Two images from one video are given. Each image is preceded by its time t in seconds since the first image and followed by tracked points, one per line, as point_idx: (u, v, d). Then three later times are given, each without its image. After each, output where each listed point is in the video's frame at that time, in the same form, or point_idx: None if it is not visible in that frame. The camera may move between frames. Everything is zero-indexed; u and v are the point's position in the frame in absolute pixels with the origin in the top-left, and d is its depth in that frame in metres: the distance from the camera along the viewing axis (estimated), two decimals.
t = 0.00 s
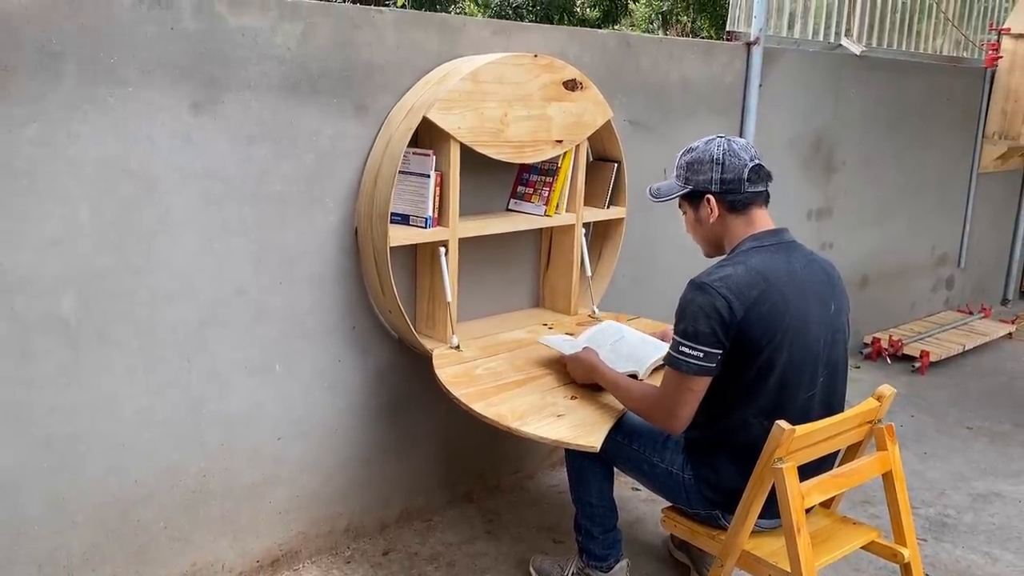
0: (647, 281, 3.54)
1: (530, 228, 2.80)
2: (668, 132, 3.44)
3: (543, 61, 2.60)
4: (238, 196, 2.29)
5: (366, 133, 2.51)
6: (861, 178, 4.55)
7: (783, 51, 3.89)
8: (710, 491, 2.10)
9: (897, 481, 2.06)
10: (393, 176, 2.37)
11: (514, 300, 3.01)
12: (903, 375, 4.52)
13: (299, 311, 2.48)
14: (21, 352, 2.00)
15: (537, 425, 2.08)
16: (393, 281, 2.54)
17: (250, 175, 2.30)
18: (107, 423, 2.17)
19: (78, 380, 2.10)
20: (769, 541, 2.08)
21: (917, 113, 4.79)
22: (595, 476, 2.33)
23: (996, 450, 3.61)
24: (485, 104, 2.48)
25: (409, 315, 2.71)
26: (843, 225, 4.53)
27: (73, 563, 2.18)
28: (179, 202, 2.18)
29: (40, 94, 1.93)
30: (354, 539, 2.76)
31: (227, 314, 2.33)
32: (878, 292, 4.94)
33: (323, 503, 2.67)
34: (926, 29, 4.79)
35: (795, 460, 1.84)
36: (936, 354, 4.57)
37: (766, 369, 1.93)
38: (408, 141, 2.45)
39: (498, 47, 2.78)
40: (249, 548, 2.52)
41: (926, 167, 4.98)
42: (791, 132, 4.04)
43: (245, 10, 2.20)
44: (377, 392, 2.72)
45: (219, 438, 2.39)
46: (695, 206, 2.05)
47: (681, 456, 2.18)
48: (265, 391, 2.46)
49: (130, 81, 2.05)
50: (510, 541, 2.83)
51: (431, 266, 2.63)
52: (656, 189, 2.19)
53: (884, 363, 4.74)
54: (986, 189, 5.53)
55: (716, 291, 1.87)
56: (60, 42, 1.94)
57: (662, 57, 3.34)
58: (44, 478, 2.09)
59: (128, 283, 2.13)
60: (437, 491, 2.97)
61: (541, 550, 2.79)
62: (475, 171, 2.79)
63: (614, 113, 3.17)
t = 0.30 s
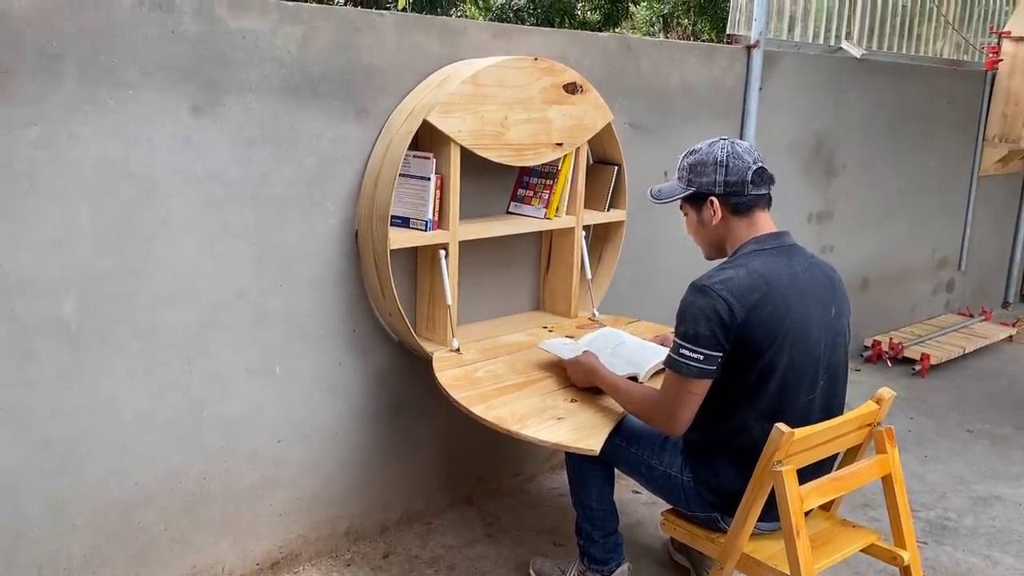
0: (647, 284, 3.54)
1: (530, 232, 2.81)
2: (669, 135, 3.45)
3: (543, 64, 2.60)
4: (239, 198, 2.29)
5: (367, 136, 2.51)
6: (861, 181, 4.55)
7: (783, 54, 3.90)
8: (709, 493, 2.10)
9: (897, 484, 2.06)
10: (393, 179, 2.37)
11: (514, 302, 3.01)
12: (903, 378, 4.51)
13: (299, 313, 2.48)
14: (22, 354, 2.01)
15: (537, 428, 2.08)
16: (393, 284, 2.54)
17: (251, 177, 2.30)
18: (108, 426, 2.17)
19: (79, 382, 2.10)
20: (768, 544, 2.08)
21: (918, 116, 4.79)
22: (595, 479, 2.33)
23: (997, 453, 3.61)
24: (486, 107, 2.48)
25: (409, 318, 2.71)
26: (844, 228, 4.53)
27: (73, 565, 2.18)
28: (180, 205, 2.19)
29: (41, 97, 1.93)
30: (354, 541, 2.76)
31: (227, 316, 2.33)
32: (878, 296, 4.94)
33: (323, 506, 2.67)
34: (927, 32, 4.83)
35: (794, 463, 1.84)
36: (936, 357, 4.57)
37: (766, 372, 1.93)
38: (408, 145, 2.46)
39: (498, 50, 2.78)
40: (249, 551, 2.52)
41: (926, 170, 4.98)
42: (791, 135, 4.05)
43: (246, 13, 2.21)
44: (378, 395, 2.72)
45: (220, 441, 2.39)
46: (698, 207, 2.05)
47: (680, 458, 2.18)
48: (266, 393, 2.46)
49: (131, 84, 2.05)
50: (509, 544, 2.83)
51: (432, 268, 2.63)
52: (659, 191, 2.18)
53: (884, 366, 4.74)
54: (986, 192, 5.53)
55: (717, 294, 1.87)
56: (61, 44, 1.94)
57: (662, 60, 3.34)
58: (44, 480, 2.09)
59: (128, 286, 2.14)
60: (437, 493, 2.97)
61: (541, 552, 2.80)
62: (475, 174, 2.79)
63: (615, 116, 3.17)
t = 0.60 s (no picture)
0: (666, 300, 3.52)
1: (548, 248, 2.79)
2: (687, 150, 3.43)
3: (561, 80, 2.60)
4: (257, 216, 2.30)
5: (384, 153, 2.51)
6: (882, 196, 4.51)
7: (802, 68, 3.88)
8: (730, 516, 2.06)
9: (921, 506, 2.03)
10: (411, 196, 2.36)
11: (531, 319, 3.00)
12: (925, 395, 4.46)
13: (316, 330, 2.48)
14: (43, 372, 2.02)
15: (554, 449, 2.06)
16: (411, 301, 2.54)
17: (269, 195, 2.31)
18: (126, 443, 2.17)
19: (98, 399, 2.11)
20: (790, 567, 2.04)
21: (939, 130, 4.75)
22: (613, 498, 2.30)
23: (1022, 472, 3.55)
24: (503, 123, 2.48)
25: (427, 335, 2.71)
26: (864, 243, 4.49)
27: None
28: (198, 222, 2.19)
29: (62, 116, 1.95)
30: (371, 559, 2.75)
31: (244, 333, 2.33)
32: (900, 311, 4.88)
33: (340, 524, 2.66)
34: (949, 45, 4.83)
35: (816, 485, 1.81)
36: (959, 374, 4.51)
37: (783, 392, 1.91)
38: (426, 161, 2.45)
39: (516, 66, 2.78)
40: (266, 568, 2.51)
41: (948, 184, 4.93)
42: (811, 150, 4.02)
43: (265, 31, 2.22)
44: (394, 412, 2.71)
45: (236, 458, 2.38)
46: (708, 228, 2.03)
47: (697, 481, 2.15)
48: (282, 410, 2.45)
49: (151, 103, 2.06)
50: (526, 563, 2.80)
51: (449, 285, 2.63)
52: (671, 213, 2.17)
53: (906, 383, 4.68)
54: (1009, 207, 5.47)
55: (733, 313, 1.86)
56: (82, 64, 1.96)
57: (681, 75, 3.32)
58: (62, 498, 2.10)
59: (147, 303, 2.14)
60: (454, 511, 2.95)
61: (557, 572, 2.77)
62: (493, 190, 2.79)
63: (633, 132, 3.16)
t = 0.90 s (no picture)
0: (666, 302, 3.52)
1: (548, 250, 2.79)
2: (687, 153, 3.43)
3: (562, 83, 2.60)
4: (258, 218, 2.29)
5: (385, 155, 2.51)
6: (881, 199, 4.51)
7: (802, 71, 3.88)
8: (730, 519, 2.06)
9: (922, 509, 2.03)
10: (411, 198, 2.36)
11: (531, 321, 3.00)
12: (925, 398, 4.46)
13: (317, 332, 2.48)
14: (43, 374, 2.02)
15: (554, 451, 2.06)
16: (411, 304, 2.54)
17: (269, 197, 2.31)
18: (126, 446, 2.17)
19: (98, 401, 2.11)
20: (790, 570, 2.04)
21: (939, 133, 4.75)
22: (612, 501, 2.30)
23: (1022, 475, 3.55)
24: (504, 126, 2.48)
25: (427, 337, 2.71)
26: (864, 245, 4.49)
27: None
28: (198, 224, 2.19)
29: (63, 119, 1.95)
30: (371, 562, 2.75)
31: (243, 336, 2.33)
32: (900, 313, 4.89)
33: (340, 526, 2.65)
34: (948, 47, 4.82)
35: (817, 489, 1.81)
36: (959, 376, 4.51)
37: (785, 395, 1.91)
38: (427, 163, 2.45)
39: (516, 69, 2.78)
40: (266, 571, 2.51)
41: (947, 187, 4.93)
42: (810, 152, 4.02)
43: (265, 34, 2.22)
44: (395, 414, 2.71)
45: (236, 461, 2.38)
46: (714, 224, 2.02)
47: (697, 485, 2.14)
48: (282, 413, 2.45)
49: (152, 105, 2.06)
50: (526, 566, 2.80)
51: (449, 288, 2.63)
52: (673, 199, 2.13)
53: (906, 385, 4.69)
54: (1009, 209, 5.47)
55: (735, 317, 1.85)
56: (83, 67, 1.96)
57: (680, 78, 3.33)
58: (62, 500, 2.10)
59: (147, 305, 2.14)
60: (454, 513, 2.95)
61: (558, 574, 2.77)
62: (493, 193, 2.79)
63: (633, 134, 3.16)
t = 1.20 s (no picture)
0: (664, 304, 3.52)
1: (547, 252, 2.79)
2: (686, 155, 3.43)
3: (560, 85, 2.60)
4: (256, 220, 2.29)
5: (384, 157, 2.51)
6: (880, 201, 4.52)
7: (801, 73, 3.88)
8: (729, 522, 2.06)
9: (920, 512, 2.02)
10: (410, 200, 2.36)
11: (530, 323, 3.00)
12: (924, 400, 4.46)
13: (315, 334, 2.47)
14: (41, 376, 2.02)
15: (553, 452, 2.06)
16: (410, 306, 2.53)
17: (268, 199, 2.31)
18: (124, 448, 2.17)
19: (96, 403, 2.10)
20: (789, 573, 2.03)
21: (938, 135, 4.75)
22: (611, 504, 2.30)
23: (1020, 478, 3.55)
24: (501, 128, 2.48)
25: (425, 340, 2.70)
26: (863, 248, 4.49)
27: None
28: (197, 226, 2.19)
29: (62, 120, 1.95)
30: (369, 564, 2.74)
31: (242, 337, 2.33)
32: (899, 316, 4.89)
33: (338, 528, 2.65)
34: (946, 50, 4.81)
35: (815, 491, 1.81)
36: (958, 378, 4.51)
37: (776, 398, 1.91)
38: (425, 165, 2.45)
39: (515, 71, 2.78)
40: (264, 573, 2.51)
41: (946, 189, 4.93)
42: (809, 155, 4.02)
43: (264, 36, 2.22)
44: (393, 416, 2.71)
45: (234, 463, 2.38)
46: (707, 225, 2.03)
47: (695, 487, 2.14)
48: (280, 414, 2.45)
49: (151, 107, 2.06)
50: (524, 568, 2.80)
51: (448, 290, 2.62)
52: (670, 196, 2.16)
53: (905, 387, 4.69)
54: (1008, 211, 5.47)
55: (725, 321, 1.85)
56: (82, 68, 1.95)
57: (679, 80, 3.33)
58: (60, 502, 2.09)
59: (145, 307, 2.14)
60: (452, 515, 2.95)
61: None
62: (492, 195, 2.79)
63: (632, 136, 3.16)
